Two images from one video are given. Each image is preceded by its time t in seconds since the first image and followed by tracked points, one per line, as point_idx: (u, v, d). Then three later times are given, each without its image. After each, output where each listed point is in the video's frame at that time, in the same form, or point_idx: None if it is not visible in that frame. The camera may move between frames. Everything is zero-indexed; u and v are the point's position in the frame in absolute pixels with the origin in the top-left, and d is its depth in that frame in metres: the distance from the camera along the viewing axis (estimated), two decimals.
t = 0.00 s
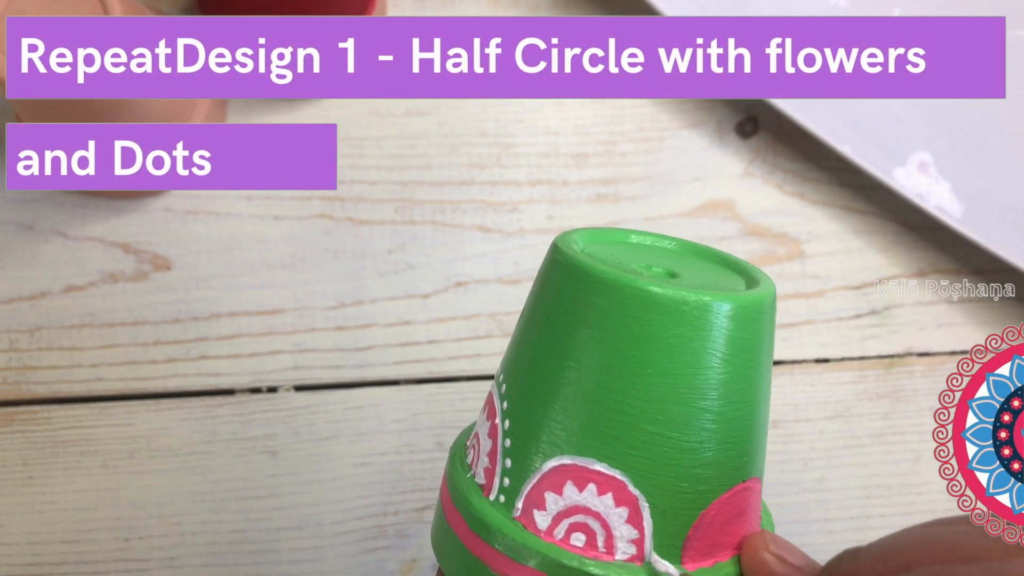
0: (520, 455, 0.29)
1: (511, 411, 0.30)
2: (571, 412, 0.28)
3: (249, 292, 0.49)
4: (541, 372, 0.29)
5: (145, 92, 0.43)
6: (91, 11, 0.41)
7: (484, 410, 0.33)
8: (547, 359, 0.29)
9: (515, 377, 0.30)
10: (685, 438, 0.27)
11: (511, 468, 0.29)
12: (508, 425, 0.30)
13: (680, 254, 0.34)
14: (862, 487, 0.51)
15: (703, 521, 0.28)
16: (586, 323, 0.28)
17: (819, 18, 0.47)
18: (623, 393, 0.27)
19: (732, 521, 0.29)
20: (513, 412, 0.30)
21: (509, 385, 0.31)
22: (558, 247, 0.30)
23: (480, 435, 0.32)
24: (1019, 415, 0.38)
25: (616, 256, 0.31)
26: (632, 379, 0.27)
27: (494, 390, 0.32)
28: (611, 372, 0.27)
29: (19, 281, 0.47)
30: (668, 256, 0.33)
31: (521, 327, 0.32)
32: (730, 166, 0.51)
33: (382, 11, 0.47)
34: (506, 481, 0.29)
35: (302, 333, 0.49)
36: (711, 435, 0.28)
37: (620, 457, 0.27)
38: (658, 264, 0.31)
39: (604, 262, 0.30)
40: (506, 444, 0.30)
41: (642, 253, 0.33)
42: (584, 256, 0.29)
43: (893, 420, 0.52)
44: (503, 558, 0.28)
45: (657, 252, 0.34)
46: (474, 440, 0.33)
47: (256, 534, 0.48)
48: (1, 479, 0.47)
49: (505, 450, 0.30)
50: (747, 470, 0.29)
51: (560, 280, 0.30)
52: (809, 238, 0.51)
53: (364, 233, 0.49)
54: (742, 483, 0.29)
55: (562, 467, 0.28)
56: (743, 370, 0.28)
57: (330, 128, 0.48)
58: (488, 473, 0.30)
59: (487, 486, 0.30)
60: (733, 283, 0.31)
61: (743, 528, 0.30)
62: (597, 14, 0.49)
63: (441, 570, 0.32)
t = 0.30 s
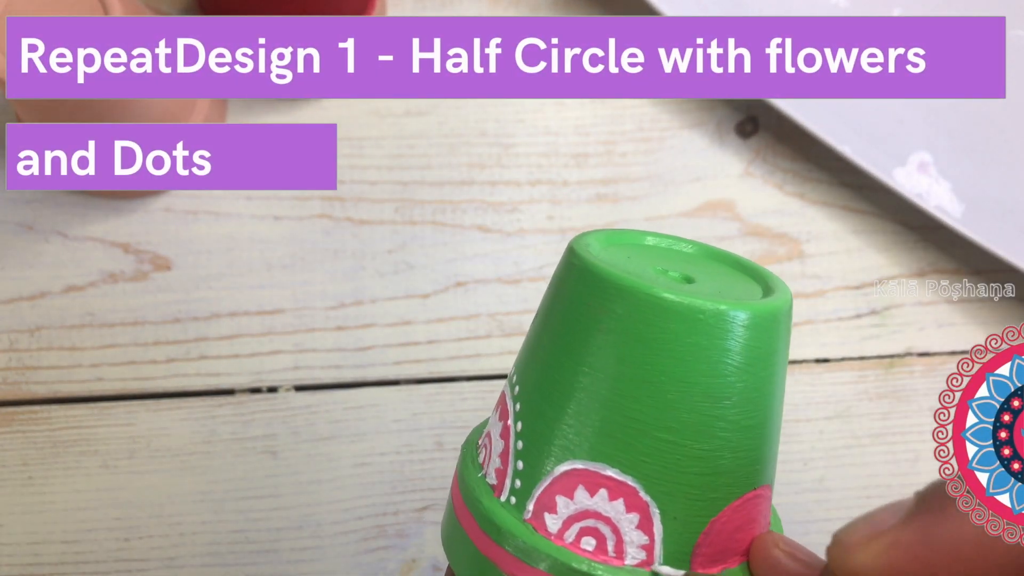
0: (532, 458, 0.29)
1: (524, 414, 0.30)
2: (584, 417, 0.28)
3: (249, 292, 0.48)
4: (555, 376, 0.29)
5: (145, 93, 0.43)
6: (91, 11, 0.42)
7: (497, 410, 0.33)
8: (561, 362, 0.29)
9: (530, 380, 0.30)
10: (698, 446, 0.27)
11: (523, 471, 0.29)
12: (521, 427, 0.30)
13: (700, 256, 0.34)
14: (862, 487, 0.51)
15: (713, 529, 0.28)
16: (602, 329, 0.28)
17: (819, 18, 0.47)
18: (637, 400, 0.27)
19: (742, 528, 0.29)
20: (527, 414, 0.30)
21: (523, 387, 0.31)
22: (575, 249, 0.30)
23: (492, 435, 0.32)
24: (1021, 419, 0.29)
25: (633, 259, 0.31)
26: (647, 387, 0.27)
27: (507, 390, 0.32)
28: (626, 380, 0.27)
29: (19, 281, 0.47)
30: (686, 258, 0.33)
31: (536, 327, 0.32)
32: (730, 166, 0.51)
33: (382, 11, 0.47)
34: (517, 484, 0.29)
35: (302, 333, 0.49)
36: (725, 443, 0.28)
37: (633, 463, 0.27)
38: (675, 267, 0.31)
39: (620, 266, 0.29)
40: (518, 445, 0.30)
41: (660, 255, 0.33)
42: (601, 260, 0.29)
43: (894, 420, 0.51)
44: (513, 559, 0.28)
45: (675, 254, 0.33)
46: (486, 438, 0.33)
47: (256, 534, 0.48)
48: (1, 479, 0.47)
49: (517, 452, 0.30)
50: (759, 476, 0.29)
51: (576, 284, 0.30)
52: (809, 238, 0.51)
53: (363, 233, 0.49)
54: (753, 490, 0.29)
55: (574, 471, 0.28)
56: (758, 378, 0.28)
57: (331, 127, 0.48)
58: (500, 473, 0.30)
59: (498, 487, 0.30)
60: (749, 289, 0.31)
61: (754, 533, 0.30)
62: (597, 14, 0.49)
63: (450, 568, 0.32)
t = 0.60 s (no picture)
0: (513, 472, 0.29)
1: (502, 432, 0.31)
2: (557, 429, 0.29)
3: (249, 293, 0.49)
4: (531, 392, 0.30)
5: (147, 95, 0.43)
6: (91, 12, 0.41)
7: (477, 432, 0.33)
8: (535, 379, 0.30)
9: (506, 399, 0.31)
10: (670, 453, 0.28)
11: (505, 485, 0.30)
12: (502, 444, 0.30)
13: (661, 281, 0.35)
14: (860, 486, 0.51)
15: (691, 533, 0.29)
16: (573, 345, 0.29)
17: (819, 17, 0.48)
18: (609, 411, 0.28)
19: (718, 528, 0.30)
20: (506, 432, 0.30)
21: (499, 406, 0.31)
22: (548, 273, 0.32)
23: (473, 456, 0.32)
24: None
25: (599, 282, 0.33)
26: (619, 398, 0.28)
27: (486, 412, 0.33)
28: (597, 392, 0.28)
29: (20, 281, 0.47)
30: (648, 282, 0.34)
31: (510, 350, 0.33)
32: (730, 166, 0.51)
33: (382, 11, 0.47)
34: (500, 499, 0.30)
35: (303, 333, 0.49)
36: (693, 451, 0.29)
37: (609, 472, 0.28)
38: (643, 288, 0.32)
39: (591, 286, 0.31)
40: (499, 460, 0.30)
41: (624, 280, 0.34)
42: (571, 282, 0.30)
43: (893, 421, 0.51)
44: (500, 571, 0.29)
45: (638, 279, 0.35)
46: (467, 461, 0.33)
47: (256, 533, 0.48)
48: (2, 479, 0.47)
49: (498, 468, 0.30)
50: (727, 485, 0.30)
51: (548, 304, 0.31)
52: (808, 238, 0.51)
53: (364, 233, 0.49)
54: (722, 501, 0.30)
55: (555, 482, 0.28)
56: (722, 388, 0.29)
57: (331, 127, 0.48)
58: (484, 491, 0.31)
59: (482, 504, 0.30)
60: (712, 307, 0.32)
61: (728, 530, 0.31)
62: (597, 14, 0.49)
63: None
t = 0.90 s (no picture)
0: (546, 512, 0.29)
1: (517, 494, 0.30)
2: (567, 476, 0.28)
3: (248, 292, 0.48)
4: (524, 449, 0.29)
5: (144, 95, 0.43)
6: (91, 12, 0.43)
7: (506, 524, 0.31)
8: (523, 435, 0.29)
9: (502, 465, 0.30)
10: (693, 443, 0.28)
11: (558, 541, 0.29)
12: (531, 507, 0.29)
13: (571, 257, 0.32)
14: (862, 486, 0.48)
15: (762, 493, 0.30)
16: (539, 395, 0.27)
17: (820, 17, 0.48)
18: (607, 444, 0.27)
19: (770, 471, 0.31)
20: (520, 494, 0.30)
21: (500, 473, 0.30)
22: (473, 328, 0.30)
23: (518, 547, 0.31)
24: (1018, 415, 0.45)
25: (531, 308, 0.30)
26: (622, 429, 0.27)
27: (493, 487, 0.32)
28: (588, 427, 0.27)
29: (19, 282, 0.48)
30: (567, 271, 0.32)
31: (484, 419, 0.30)
32: (730, 166, 0.51)
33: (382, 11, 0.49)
34: (576, 562, 0.29)
35: (302, 333, 0.49)
36: (708, 428, 0.29)
37: (654, 495, 0.28)
38: (572, 286, 0.30)
39: (523, 326, 0.29)
40: (537, 519, 0.29)
41: (541, 285, 0.31)
42: (502, 332, 0.29)
43: (894, 421, 0.49)
44: None
45: (552, 272, 0.32)
46: (512, 555, 0.31)
47: (257, 534, 0.46)
48: (2, 479, 0.47)
49: (553, 539, 0.29)
50: (747, 433, 0.30)
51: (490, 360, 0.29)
52: (809, 238, 0.51)
53: (363, 233, 0.49)
54: (749, 465, 0.30)
55: (639, 533, 0.28)
56: (698, 350, 0.29)
57: (330, 127, 0.49)
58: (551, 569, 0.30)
59: None
60: (649, 277, 0.30)
61: (774, 463, 0.32)
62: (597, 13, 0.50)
63: None
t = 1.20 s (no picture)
0: (545, 523, 0.29)
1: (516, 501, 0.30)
2: (564, 485, 0.28)
3: (249, 293, 0.48)
4: (522, 459, 0.29)
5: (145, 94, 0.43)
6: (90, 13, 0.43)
7: (504, 531, 0.31)
8: (520, 445, 0.28)
9: (501, 472, 0.30)
10: (688, 447, 0.28)
11: (557, 548, 0.29)
12: (529, 514, 0.29)
13: (562, 262, 0.32)
14: (863, 487, 0.48)
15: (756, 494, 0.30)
16: (534, 406, 0.27)
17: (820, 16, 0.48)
18: (603, 453, 0.27)
19: (765, 471, 0.32)
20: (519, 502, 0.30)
21: (499, 480, 0.30)
22: (467, 338, 0.29)
23: (517, 550, 0.31)
24: (1018, 414, 0.44)
25: (524, 316, 0.30)
26: (616, 437, 0.27)
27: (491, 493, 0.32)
28: (584, 436, 0.27)
29: (20, 282, 0.48)
30: (560, 277, 0.31)
31: (481, 427, 0.30)
32: (730, 166, 0.51)
33: (382, 11, 0.49)
34: (575, 567, 0.29)
35: (302, 333, 0.49)
36: (702, 431, 0.29)
37: (652, 501, 0.28)
38: (565, 293, 0.30)
39: (517, 336, 0.29)
40: (536, 527, 0.29)
41: (533, 293, 0.31)
42: (496, 343, 0.29)
43: (895, 421, 0.49)
44: None
45: (545, 277, 0.32)
46: (511, 560, 0.32)
47: (256, 534, 0.46)
48: (2, 480, 0.47)
49: (551, 545, 0.29)
50: (743, 436, 0.30)
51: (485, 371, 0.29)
52: (809, 238, 0.51)
53: (363, 233, 0.49)
54: (744, 466, 0.30)
55: (636, 540, 0.28)
56: (690, 355, 0.29)
57: (330, 127, 0.49)
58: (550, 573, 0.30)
59: None
60: (641, 282, 0.30)
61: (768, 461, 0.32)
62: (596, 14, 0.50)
63: None
